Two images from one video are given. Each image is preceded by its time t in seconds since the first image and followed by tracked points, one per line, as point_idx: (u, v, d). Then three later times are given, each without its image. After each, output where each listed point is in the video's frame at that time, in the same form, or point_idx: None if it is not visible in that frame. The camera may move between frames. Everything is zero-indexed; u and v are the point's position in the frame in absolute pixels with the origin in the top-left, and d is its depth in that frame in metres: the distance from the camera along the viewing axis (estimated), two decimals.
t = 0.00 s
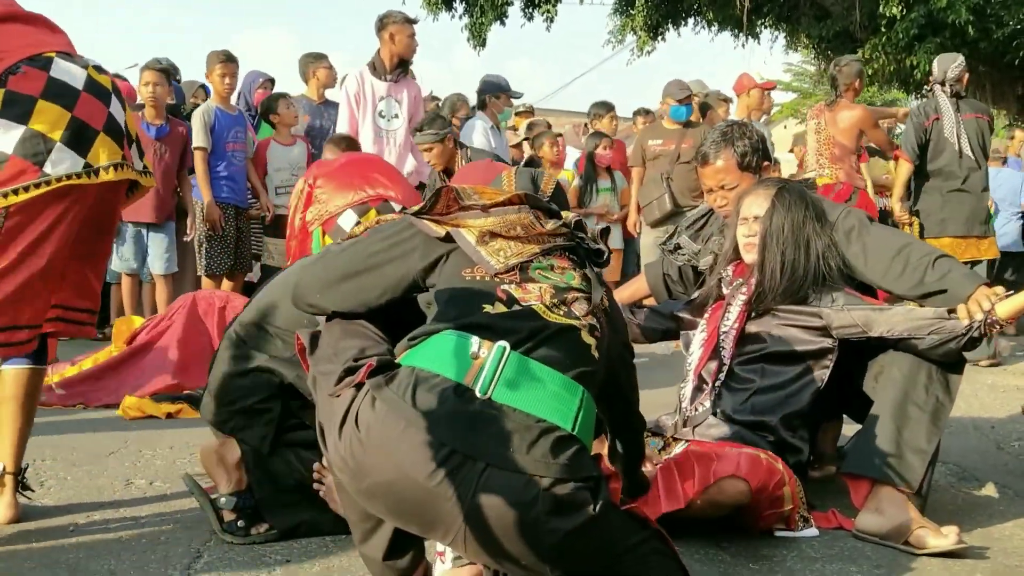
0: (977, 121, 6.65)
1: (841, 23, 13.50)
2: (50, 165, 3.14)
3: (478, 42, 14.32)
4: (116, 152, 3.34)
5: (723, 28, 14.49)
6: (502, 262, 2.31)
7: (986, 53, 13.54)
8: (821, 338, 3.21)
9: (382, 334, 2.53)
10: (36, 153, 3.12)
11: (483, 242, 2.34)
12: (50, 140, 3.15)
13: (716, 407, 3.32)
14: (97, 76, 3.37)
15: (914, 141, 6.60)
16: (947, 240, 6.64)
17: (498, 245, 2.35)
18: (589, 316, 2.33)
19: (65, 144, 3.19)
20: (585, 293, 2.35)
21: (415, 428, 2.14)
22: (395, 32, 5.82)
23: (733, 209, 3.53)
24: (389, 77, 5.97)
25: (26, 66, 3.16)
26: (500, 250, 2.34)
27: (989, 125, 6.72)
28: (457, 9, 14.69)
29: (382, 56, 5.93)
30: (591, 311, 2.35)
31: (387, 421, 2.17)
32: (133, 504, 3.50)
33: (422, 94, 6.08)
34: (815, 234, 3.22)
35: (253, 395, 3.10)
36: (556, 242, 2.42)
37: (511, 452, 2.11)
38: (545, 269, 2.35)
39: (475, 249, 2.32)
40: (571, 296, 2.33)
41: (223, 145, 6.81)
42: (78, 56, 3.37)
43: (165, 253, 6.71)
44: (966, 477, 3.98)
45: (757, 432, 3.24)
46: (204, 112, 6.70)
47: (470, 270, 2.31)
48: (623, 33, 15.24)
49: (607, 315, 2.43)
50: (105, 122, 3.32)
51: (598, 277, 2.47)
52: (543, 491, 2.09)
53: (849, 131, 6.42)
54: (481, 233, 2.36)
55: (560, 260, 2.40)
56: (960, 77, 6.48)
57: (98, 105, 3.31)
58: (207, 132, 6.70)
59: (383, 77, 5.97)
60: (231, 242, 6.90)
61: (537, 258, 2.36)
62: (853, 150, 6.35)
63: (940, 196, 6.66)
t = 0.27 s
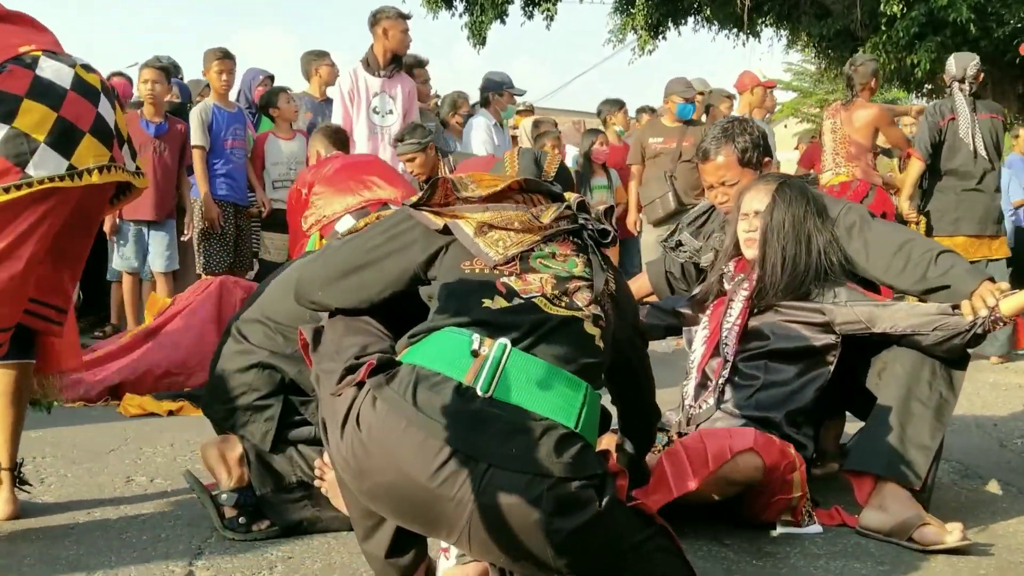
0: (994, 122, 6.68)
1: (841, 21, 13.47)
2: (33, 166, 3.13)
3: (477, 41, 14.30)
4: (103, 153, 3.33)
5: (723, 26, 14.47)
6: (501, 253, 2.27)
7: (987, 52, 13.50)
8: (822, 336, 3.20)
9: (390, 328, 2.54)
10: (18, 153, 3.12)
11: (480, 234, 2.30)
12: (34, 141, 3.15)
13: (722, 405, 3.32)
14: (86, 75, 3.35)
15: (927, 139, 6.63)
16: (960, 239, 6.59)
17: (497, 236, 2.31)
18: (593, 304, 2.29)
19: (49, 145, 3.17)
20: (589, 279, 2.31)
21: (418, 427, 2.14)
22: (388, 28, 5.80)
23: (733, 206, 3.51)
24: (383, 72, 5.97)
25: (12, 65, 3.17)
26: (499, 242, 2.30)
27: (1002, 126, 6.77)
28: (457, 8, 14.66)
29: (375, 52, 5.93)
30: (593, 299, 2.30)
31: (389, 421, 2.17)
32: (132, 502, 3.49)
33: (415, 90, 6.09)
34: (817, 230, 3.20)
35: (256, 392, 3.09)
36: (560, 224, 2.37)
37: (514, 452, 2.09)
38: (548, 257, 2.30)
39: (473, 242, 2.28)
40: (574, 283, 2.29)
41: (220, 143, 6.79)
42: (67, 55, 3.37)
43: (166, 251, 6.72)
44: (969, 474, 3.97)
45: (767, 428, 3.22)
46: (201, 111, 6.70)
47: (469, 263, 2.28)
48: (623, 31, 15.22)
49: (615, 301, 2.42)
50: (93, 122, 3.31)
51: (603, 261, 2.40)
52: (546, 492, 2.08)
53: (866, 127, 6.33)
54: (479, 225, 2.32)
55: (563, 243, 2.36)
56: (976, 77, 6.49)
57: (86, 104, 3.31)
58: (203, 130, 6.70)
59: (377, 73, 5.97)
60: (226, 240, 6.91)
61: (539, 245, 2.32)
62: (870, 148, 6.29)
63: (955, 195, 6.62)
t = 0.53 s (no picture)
0: (998, 123, 6.65)
1: (840, 22, 13.49)
2: (30, 156, 3.14)
3: (476, 41, 14.33)
4: (100, 140, 3.30)
5: (722, 28, 14.50)
6: (483, 253, 2.25)
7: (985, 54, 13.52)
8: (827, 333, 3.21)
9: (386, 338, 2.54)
10: (15, 143, 3.13)
11: (463, 234, 2.28)
12: (30, 130, 3.16)
13: (721, 404, 3.32)
14: (80, 62, 3.35)
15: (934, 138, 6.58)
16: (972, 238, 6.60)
17: (481, 235, 2.29)
18: (584, 302, 2.26)
19: (47, 133, 3.18)
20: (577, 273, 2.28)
21: (401, 438, 2.12)
22: (379, 26, 5.95)
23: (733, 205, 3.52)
24: (374, 71, 6.03)
25: (5, 54, 3.19)
26: (482, 242, 2.27)
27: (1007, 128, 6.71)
28: (456, 9, 14.67)
29: (366, 50, 6.01)
30: (583, 292, 2.27)
31: (378, 433, 2.16)
32: (131, 501, 3.48)
33: (407, 88, 6.15)
34: (816, 229, 3.20)
35: (256, 391, 3.09)
36: (550, 217, 2.34)
37: (497, 460, 2.05)
38: (533, 253, 2.28)
39: (456, 244, 2.26)
40: (561, 280, 2.25)
41: (216, 142, 6.78)
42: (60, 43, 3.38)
43: (162, 253, 6.67)
44: (969, 474, 3.96)
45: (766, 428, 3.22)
46: (198, 111, 6.71)
47: (453, 265, 2.25)
48: (622, 33, 15.23)
49: (613, 287, 2.37)
50: (90, 109, 3.30)
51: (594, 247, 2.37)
52: (532, 500, 2.03)
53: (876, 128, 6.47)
54: (463, 226, 2.30)
55: (553, 235, 2.34)
56: (979, 78, 6.57)
57: (83, 93, 3.30)
58: (199, 130, 6.70)
59: (369, 72, 6.03)
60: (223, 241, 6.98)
61: (526, 242, 2.30)
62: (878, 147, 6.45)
63: (963, 195, 6.63)
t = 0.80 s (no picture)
0: (995, 122, 6.65)
1: (838, 23, 13.50)
2: (38, 165, 3.14)
3: (475, 41, 14.33)
4: (108, 153, 3.32)
5: (721, 28, 14.50)
6: (481, 252, 2.25)
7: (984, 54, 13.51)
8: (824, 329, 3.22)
9: (383, 335, 2.53)
10: (24, 151, 3.13)
11: (462, 232, 2.29)
12: (39, 139, 3.16)
13: (722, 403, 3.32)
14: (91, 74, 3.35)
15: (931, 139, 6.69)
16: (969, 239, 6.59)
17: (478, 234, 2.29)
18: (581, 303, 2.26)
19: (55, 145, 3.18)
20: (573, 273, 2.28)
21: (398, 438, 2.12)
22: (373, 25, 5.97)
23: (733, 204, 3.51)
24: (368, 71, 6.05)
25: (18, 64, 3.19)
26: (479, 241, 2.27)
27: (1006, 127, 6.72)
28: (455, 9, 14.67)
29: (361, 51, 6.05)
30: (581, 292, 2.27)
31: (374, 432, 2.16)
32: (131, 500, 3.48)
33: (402, 86, 6.14)
34: (818, 228, 3.20)
35: (251, 390, 3.08)
36: (548, 218, 2.34)
37: (492, 459, 2.05)
38: (530, 252, 2.28)
39: (454, 242, 2.26)
40: (558, 280, 2.26)
41: (214, 143, 6.80)
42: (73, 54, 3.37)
43: (161, 253, 6.63)
44: (969, 473, 3.96)
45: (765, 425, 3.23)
46: (195, 111, 6.71)
47: (450, 263, 2.25)
48: (621, 34, 15.23)
49: (608, 290, 2.37)
50: (98, 122, 3.30)
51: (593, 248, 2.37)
52: (531, 496, 2.04)
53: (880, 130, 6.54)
54: (462, 225, 2.29)
55: (552, 235, 2.34)
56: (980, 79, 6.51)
57: (93, 105, 3.30)
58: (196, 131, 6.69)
59: (362, 72, 6.05)
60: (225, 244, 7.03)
61: (523, 241, 2.30)
62: (881, 150, 6.46)
63: (962, 195, 6.63)
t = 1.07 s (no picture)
0: (996, 122, 6.61)
1: (838, 22, 13.49)
2: (45, 154, 3.14)
3: (475, 41, 14.33)
4: (113, 146, 3.32)
5: (721, 28, 14.49)
6: (497, 249, 2.26)
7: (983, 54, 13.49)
8: (823, 330, 3.20)
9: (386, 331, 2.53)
10: (32, 142, 3.11)
11: (478, 230, 2.29)
12: (46, 130, 3.14)
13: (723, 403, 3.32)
14: (100, 68, 3.37)
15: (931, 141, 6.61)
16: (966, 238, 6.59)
17: (494, 232, 2.30)
18: (590, 305, 2.29)
19: (63, 135, 3.18)
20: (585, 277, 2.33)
21: (410, 430, 2.11)
22: (368, 24, 5.97)
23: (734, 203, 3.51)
24: (364, 71, 6.05)
25: (27, 55, 3.17)
26: (496, 239, 2.28)
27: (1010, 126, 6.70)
28: (454, 9, 14.66)
29: (356, 51, 6.05)
30: (590, 296, 2.30)
31: (386, 423, 2.15)
32: (131, 499, 3.48)
33: (400, 85, 6.12)
34: (819, 228, 3.20)
35: (252, 389, 3.09)
36: (559, 222, 2.39)
37: (507, 451, 2.06)
38: (543, 253, 2.31)
39: (471, 238, 2.27)
40: (569, 282, 2.29)
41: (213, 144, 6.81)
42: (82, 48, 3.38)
43: (162, 252, 6.66)
44: (969, 473, 3.96)
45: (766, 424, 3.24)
46: (193, 112, 6.74)
47: (466, 259, 2.26)
48: (621, 34, 15.22)
49: (614, 298, 2.42)
50: (106, 114, 3.30)
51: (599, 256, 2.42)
52: (539, 491, 2.04)
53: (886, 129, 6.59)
54: (478, 222, 2.30)
55: (562, 240, 2.38)
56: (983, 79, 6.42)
57: (100, 97, 3.31)
58: (196, 132, 6.74)
59: (358, 72, 6.06)
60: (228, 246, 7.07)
61: (537, 242, 2.32)
62: (890, 148, 6.59)
63: (963, 195, 6.63)
